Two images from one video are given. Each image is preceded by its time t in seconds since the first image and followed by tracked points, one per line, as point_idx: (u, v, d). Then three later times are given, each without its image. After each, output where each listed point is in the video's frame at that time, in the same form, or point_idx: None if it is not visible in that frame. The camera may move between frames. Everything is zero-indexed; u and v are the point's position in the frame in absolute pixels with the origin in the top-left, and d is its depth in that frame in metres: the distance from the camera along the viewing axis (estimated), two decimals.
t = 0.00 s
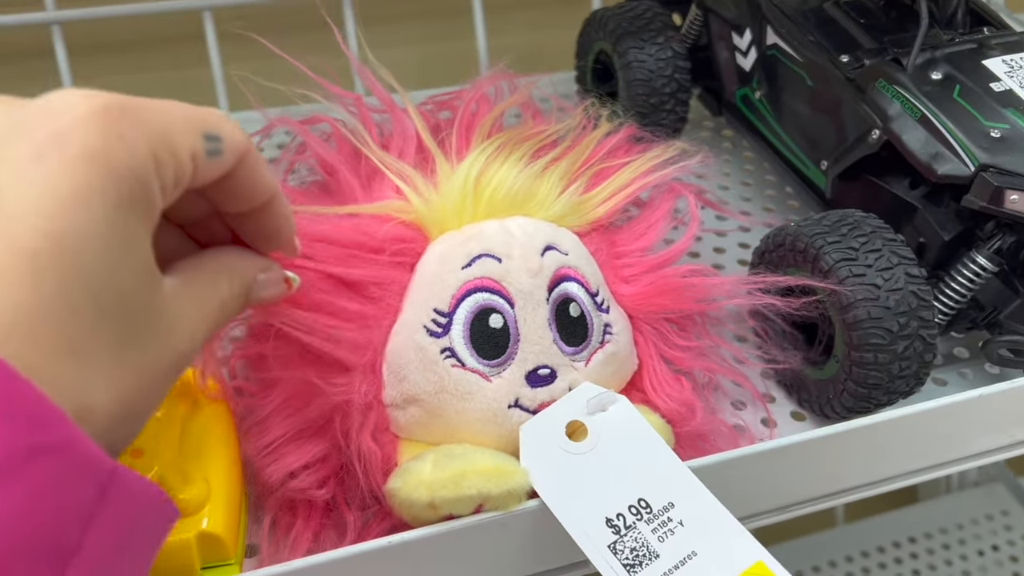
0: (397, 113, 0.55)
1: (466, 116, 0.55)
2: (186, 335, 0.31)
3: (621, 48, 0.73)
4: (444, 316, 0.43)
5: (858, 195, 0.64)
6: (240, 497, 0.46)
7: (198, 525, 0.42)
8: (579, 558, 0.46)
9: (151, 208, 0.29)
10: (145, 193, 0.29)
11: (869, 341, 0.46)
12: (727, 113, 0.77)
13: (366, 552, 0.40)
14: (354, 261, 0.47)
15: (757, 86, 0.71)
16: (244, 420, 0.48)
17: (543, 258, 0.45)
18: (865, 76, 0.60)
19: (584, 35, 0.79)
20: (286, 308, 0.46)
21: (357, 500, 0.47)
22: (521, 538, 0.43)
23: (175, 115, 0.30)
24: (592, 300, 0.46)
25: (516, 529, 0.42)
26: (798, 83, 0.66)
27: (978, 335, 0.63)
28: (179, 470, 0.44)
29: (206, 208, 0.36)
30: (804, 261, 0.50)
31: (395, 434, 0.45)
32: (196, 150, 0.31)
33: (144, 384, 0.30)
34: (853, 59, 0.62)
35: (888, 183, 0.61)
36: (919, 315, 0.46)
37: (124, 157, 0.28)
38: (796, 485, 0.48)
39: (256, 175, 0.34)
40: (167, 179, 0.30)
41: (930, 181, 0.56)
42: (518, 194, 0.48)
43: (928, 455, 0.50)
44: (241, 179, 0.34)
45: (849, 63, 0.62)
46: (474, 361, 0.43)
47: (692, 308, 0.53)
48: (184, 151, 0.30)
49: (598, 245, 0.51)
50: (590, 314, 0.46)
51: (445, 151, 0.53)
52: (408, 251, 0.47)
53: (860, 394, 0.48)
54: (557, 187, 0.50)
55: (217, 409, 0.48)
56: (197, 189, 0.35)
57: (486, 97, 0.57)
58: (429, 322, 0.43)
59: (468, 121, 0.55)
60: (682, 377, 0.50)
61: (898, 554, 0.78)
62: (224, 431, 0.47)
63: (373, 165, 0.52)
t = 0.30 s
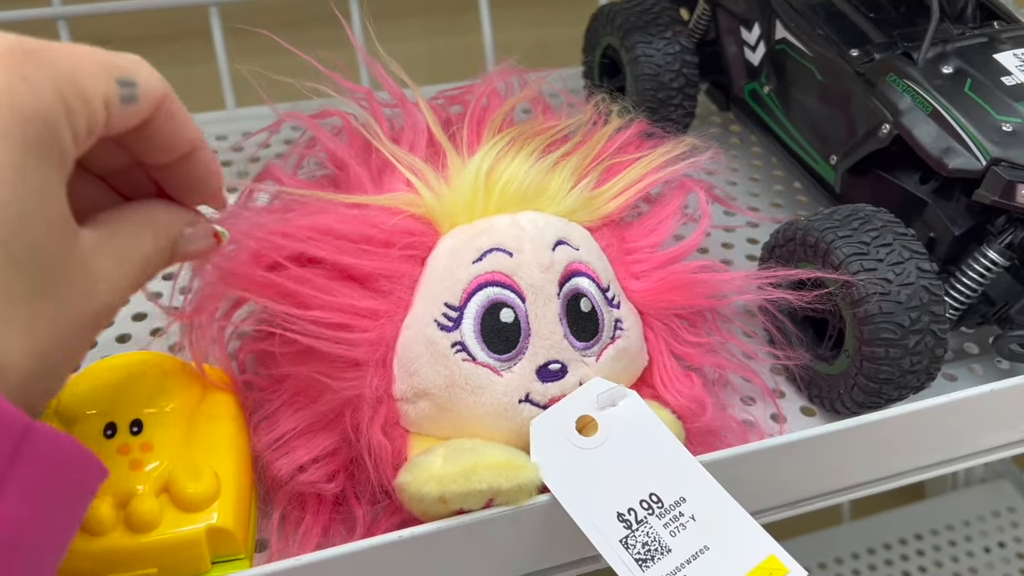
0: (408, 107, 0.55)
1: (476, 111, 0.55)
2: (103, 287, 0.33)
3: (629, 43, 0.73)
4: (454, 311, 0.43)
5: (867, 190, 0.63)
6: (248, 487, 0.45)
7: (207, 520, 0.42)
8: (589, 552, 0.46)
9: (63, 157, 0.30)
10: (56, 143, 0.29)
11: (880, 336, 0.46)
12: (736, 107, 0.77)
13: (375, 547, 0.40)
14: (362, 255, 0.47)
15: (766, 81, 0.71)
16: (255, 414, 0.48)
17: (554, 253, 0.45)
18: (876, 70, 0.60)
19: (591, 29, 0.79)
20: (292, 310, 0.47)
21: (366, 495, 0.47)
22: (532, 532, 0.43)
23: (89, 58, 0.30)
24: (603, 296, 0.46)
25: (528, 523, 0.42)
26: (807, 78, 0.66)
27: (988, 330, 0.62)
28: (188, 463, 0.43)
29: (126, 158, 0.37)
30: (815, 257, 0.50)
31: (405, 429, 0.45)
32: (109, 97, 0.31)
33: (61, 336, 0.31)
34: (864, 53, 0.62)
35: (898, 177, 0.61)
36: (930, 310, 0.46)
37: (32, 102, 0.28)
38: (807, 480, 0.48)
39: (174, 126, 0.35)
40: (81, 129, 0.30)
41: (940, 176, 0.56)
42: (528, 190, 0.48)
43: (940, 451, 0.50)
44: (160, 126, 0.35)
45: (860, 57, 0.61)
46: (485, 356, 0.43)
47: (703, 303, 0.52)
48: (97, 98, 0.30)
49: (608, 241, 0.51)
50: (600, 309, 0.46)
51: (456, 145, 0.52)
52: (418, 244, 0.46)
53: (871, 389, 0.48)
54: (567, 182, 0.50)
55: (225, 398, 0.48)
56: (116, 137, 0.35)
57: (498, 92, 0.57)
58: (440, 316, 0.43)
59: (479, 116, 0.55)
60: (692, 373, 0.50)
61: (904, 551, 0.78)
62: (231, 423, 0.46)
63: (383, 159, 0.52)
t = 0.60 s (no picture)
0: (409, 104, 0.55)
1: (475, 108, 0.55)
2: (41, 255, 0.32)
3: (628, 41, 0.73)
4: (453, 309, 0.43)
5: (867, 188, 0.63)
6: (245, 484, 0.45)
7: (206, 518, 0.42)
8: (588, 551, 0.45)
9: None
10: None
11: (879, 334, 0.46)
12: (735, 105, 0.77)
13: (373, 545, 0.40)
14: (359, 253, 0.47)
15: (765, 78, 0.71)
16: (252, 413, 0.48)
17: (554, 251, 0.45)
18: (876, 67, 0.59)
19: (591, 27, 0.79)
20: (290, 311, 0.47)
21: (364, 494, 0.47)
22: (531, 530, 0.43)
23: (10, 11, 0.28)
24: (602, 294, 0.46)
25: (527, 521, 0.42)
26: (807, 75, 0.66)
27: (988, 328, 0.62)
28: (183, 462, 0.43)
29: (58, 119, 0.37)
30: (814, 255, 0.50)
31: (404, 427, 0.45)
32: (34, 51, 0.29)
33: None
34: (864, 51, 0.61)
35: (898, 175, 0.60)
36: (930, 308, 0.46)
37: None
38: (807, 478, 0.47)
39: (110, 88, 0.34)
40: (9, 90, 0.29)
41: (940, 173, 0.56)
42: (528, 188, 0.47)
43: (940, 449, 0.50)
44: (92, 87, 0.33)
45: (860, 54, 0.61)
46: (484, 353, 0.43)
47: (703, 302, 0.52)
48: (22, 53, 0.28)
49: (607, 239, 0.51)
50: (600, 307, 0.46)
51: (454, 141, 0.52)
52: (419, 241, 0.46)
53: (871, 388, 0.48)
54: (567, 180, 0.49)
55: (223, 396, 0.47)
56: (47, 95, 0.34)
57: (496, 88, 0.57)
58: (439, 314, 0.43)
59: (479, 113, 0.55)
60: (693, 371, 0.50)
61: (904, 550, 0.78)
62: (227, 421, 0.46)
63: (382, 157, 0.52)
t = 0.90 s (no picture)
0: (421, 103, 0.54)
1: (486, 110, 0.54)
2: None
3: (622, 41, 0.73)
4: (455, 306, 0.43)
5: (862, 188, 0.63)
6: (233, 488, 0.45)
7: (191, 523, 0.41)
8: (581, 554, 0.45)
9: None
10: None
11: (873, 335, 0.46)
12: (730, 105, 0.77)
13: (367, 548, 0.40)
14: (354, 254, 0.46)
15: (759, 78, 0.70)
16: (242, 405, 0.48)
17: (558, 256, 0.45)
18: (869, 67, 0.59)
19: (584, 26, 0.78)
20: (284, 308, 0.46)
21: (354, 493, 0.46)
22: (525, 533, 0.42)
23: None
24: (603, 301, 0.46)
25: (520, 525, 0.42)
26: (801, 75, 0.65)
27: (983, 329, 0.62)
28: (170, 467, 0.43)
29: None
30: (807, 256, 0.50)
31: (398, 425, 0.44)
32: None
33: None
34: (858, 51, 0.61)
35: (892, 176, 0.60)
36: (924, 309, 0.46)
37: None
38: (801, 478, 0.47)
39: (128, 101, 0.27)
40: None
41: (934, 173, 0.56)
42: (536, 191, 0.47)
43: (934, 451, 0.49)
44: None
45: (853, 54, 0.61)
46: (483, 353, 0.42)
47: (702, 316, 0.52)
48: None
49: (612, 248, 0.50)
50: (600, 314, 0.45)
51: (463, 142, 0.52)
52: (423, 236, 0.46)
53: (864, 389, 0.48)
54: (574, 187, 0.49)
55: (210, 395, 0.47)
56: None
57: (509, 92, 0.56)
58: (440, 310, 0.43)
59: (489, 117, 0.54)
60: (688, 386, 0.50)
61: (900, 550, 0.78)
62: (214, 421, 0.46)
63: (392, 152, 0.52)
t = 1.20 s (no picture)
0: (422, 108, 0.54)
1: (482, 113, 0.55)
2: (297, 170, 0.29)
3: (618, 42, 0.73)
4: (451, 308, 0.42)
5: (854, 190, 0.63)
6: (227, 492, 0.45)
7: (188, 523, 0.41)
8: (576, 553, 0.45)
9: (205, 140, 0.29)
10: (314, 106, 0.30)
11: (866, 336, 0.46)
12: (725, 106, 0.77)
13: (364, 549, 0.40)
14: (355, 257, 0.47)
15: (754, 80, 0.71)
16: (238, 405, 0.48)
17: (553, 257, 0.45)
18: (863, 69, 0.60)
19: (580, 28, 0.79)
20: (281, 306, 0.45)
21: (349, 497, 0.47)
22: (521, 533, 0.43)
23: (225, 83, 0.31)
24: (599, 302, 0.46)
25: (517, 526, 0.42)
26: (796, 77, 0.66)
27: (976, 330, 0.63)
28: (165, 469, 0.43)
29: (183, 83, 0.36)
30: (802, 257, 0.50)
31: (394, 425, 0.45)
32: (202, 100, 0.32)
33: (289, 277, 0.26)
34: (852, 52, 0.62)
35: (885, 177, 0.60)
36: (917, 310, 0.46)
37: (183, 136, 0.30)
38: (795, 478, 0.47)
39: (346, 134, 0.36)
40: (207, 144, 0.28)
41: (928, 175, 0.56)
42: (532, 192, 0.48)
43: (927, 450, 0.50)
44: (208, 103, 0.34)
45: (847, 56, 0.61)
46: (480, 355, 0.42)
47: (697, 317, 0.53)
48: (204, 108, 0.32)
49: (607, 249, 0.51)
50: (596, 315, 0.46)
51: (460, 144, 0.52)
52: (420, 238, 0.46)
53: (858, 390, 0.48)
54: (569, 188, 0.50)
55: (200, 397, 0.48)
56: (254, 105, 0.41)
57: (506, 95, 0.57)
58: (435, 313, 0.42)
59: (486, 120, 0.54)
60: (683, 387, 0.50)
61: (895, 549, 0.79)
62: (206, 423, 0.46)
63: (388, 155, 0.51)
